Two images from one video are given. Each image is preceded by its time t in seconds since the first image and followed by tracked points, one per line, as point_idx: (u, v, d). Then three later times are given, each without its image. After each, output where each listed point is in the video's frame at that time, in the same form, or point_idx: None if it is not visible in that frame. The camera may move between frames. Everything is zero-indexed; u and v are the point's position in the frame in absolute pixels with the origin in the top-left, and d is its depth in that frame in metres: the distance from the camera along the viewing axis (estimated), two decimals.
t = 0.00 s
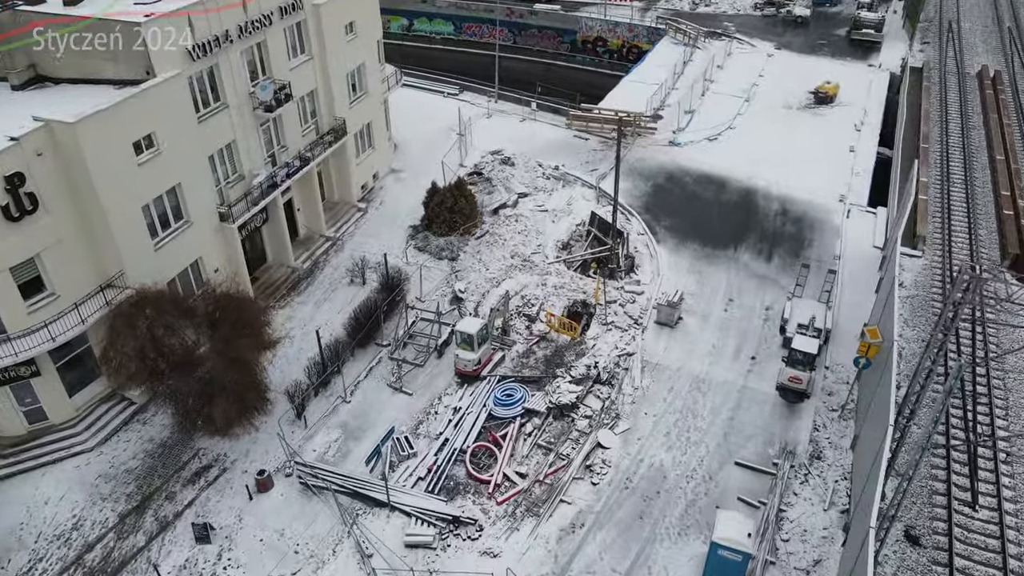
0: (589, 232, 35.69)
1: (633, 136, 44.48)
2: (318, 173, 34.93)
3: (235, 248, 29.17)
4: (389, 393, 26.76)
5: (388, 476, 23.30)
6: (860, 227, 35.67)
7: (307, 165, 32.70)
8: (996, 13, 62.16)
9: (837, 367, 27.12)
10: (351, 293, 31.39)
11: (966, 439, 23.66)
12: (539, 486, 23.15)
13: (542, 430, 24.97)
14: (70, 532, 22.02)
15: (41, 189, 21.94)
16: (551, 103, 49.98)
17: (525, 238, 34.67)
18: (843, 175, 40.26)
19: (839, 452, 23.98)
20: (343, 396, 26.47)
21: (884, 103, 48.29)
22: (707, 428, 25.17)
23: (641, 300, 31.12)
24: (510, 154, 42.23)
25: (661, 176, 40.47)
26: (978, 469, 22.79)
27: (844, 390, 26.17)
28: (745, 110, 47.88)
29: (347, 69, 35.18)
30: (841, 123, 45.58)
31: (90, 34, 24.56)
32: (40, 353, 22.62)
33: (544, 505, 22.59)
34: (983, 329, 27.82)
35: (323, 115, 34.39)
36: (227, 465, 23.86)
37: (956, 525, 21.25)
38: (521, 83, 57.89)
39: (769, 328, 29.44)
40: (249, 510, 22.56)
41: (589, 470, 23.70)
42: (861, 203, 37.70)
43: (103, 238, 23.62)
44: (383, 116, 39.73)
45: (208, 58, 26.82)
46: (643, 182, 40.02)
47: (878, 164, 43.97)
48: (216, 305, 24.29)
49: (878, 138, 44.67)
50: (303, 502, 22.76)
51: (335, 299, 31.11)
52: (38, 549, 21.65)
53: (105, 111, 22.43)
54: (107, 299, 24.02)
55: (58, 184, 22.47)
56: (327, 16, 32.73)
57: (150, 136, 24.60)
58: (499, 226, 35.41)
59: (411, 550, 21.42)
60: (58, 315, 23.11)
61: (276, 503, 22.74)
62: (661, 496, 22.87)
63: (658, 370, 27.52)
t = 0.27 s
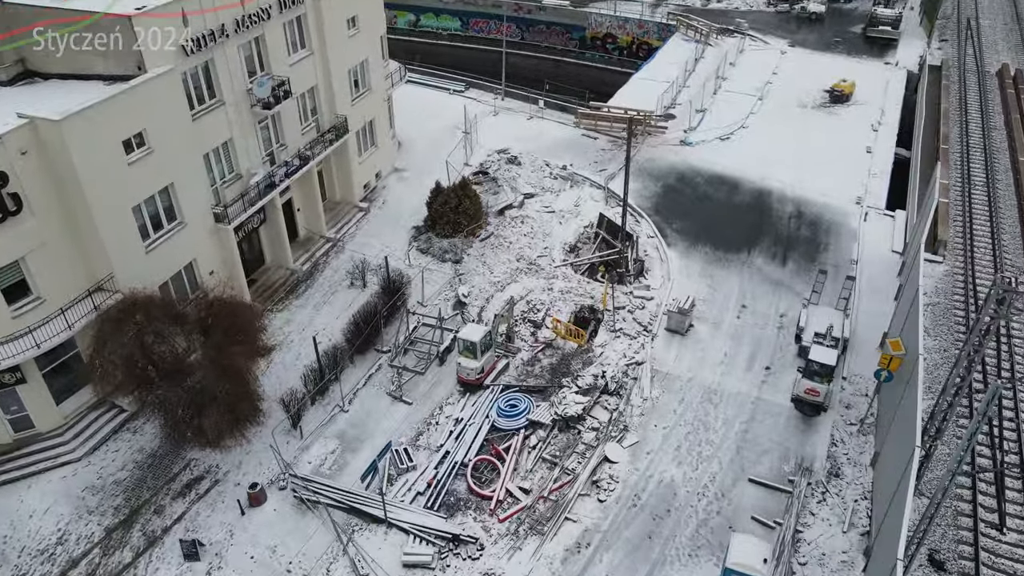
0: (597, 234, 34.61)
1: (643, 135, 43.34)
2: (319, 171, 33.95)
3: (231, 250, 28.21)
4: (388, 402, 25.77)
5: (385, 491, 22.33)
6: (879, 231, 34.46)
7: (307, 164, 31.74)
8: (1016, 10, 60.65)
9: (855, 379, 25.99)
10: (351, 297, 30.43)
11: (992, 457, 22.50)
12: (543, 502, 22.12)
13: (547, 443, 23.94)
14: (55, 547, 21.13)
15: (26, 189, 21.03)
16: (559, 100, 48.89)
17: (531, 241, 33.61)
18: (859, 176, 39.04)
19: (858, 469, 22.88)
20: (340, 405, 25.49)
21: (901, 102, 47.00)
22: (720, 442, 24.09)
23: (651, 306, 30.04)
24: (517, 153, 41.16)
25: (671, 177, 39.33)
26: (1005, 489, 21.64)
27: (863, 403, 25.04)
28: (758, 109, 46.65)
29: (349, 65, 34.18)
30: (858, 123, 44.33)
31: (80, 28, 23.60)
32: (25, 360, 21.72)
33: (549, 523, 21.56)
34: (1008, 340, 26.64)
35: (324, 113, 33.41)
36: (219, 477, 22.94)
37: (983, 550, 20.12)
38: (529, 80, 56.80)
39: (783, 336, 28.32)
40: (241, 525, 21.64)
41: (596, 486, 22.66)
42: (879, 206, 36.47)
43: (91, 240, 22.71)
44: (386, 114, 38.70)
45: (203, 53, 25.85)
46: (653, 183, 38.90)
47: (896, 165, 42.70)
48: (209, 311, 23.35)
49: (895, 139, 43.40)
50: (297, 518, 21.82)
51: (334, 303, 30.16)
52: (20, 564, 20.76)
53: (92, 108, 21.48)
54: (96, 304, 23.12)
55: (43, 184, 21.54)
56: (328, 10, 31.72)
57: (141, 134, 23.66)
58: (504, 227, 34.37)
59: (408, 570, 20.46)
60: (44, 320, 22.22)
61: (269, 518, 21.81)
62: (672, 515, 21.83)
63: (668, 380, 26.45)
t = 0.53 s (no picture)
0: (605, 237, 33.56)
1: (653, 135, 42.23)
2: (319, 171, 33.00)
3: (226, 254, 27.27)
4: (387, 413, 24.80)
5: (382, 509, 21.36)
6: (897, 236, 33.26)
7: (306, 164, 30.80)
8: None
9: (874, 393, 24.89)
10: (350, 302, 29.49)
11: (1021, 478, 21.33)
12: (547, 521, 21.09)
13: (551, 459, 22.91)
14: (37, 564, 20.23)
15: (8, 190, 20.15)
16: (567, 99, 47.81)
17: (537, 244, 32.54)
18: (876, 178, 37.84)
19: (878, 489, 21.79)
20: (337, 416, 24.53)
21: (919, 102, 45.73)
22: (732, 458, 23.02)
23: (660, 313, 28.99)
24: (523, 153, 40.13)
25: (682, 178, 38.22)
26: None
27: (883, 418, 23.94)
28: (771, 109, 45.45)
29: (351, 62, 33.22)
30: (874, 123, 43.09)
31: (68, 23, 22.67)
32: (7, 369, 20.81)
33: (553, 544, 20.54)
34: None
35: (324, 111, 32.45)
36: (210, 491, 22.04)
37: None
38: (536, 78, 55.76)
39: (798, 347, 27.22)
40: (231, 542, 20.73)
41: (603, 504, 21.63)
42: (897, 210, 35.27)
43: (78, 244, 21.83)
44: (389, 112, 37.73)
45: (198, 49, 24.92)
46: (663, 184, 37.80)
47: (913, 167, 41.46)
48: (200, 318, 22.43)
49: (913, 140, 42.17)
50: (290, 535, 20.89)
51: (332, 309, 29.23)
52: None
53: (78, 107, 20.57)
54: (83, 310, 22.24)
55: (27, 184, 20.67)
56: (328, 6, 30.74)
57: (131, 134, 22.76)
58: (509, 230, 33.35)
59: None
60: (28, 327, 21.34)
61: (260, 536, 20.88)
62: (682, 536, 20.79)
63: (679, 392, 25.40)
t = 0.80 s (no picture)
0: (614, 241, 32.48)
1: (664, 135, 41.14)
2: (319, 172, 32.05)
3: (221, 257, 26.34)
4: (386, 426, 23.83)
5: (379, 528, 20.41)
6: (917, 242, 32.10)
7: (306, 165, 29.85)
8: None
9: (896, 408, 23.79)
10: (350, 308, 28.56)
11: None
12: (552, 543, 20.08)
13: (557, 476, 21.90)
14: None
15: None
16: (575, 98, 46.75)
17: (543, 248, 31.45)
18: (895, 181, 36.66)
19: (900, 512, 20.70)
20: (334, 428, 23.59)
21: (938, 102, 44.47)
22: (746, 477, 21.96)
23: (671, 322, 27.94)
24: (530, 154, 39.10)
25: (693, 180, 37.12)
26: None
27: (905, 435, 22.84)
28: (785, 109, 44.28)
29: (353, 59, 32.25)
30: (892, 124, 41.88)
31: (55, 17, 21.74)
32: None
33: (557, 568, 19.54)
34: None
35: (325, 110, 31.49)
36: (199, 507, 21.13)
37: None
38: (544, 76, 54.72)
39: (815, 358, 26.12)
40: (220, 562, 19.80)
41: (610, 525, 20.62)
42: (917, 215, 34.08)
43: (63, 248, 20.94)
44: (393, 111, 36.75)
45: (192, 45, 23.99)
46: (674, 187, 36.70)
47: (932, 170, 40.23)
48: (191, 326, 21.51)
49: (932, 142, 40.93)
50: (282, 555, 19.95)
51: (331, 315, 28.31)
52: None
53: (63, 105, 19.65)
54: (69, 317, 21.37)
55: (9, 185, 19.79)
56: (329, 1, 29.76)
57: (120, 134, 21.85)
58: (515, 233, 32.32)
59: None
60: (11, 335, 20.46)
61: (251, 555, 19.95)
62: (693, 561, 19.76)
63: (690, 405, 24.34)
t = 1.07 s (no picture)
0: (622, 247, 31.45)
1: (674, 136, 40.06)
2: (319, 173, 31.09)
3: (215, 263, 25.40)
4: (384, 440, 22.86)
5: (376, 550, 19.45)
6: (938, 248, 30.94)
7: (304, 166, 28.90)
8: None
9: (918, 425, 22.73)
10: (349, 315, 27.62)
11: None
12: (556, 568, 19.06)
13: (562, 496, 20.88)
14: None
15: None
16: (583, 97, 45.67)
17: (549, 254, 30.37)
18: (914, 185, 35.48)
19: (924, 538, 19.64)
20: (329, 442, 22.64)
21: (957, 103, 43.23)
22: (761, 498, 20.90)
23: (681, 331, 26.90)
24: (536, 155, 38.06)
25: (705, 183, 36.05)
26: None
27: (928, 455, 21.76)
28: (799, 109, 43.12)
29: (354, 57, 31.27)
30: (909, 126, 40.69)
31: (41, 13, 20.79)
32: None
33: None
34: None
35: (325, 110, 30.52)
36: (188, 525, 20.23)
37: None
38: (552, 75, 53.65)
39: (832, 371, 25.03)
40: None
41: (618, 549, 19.60)
42: (936, 220, 32.90)
43: (47, 255, 20.04)
44: (396, 110, 35.77)
45: (185, 43, 23.03)
46: (684, 190, 35.64)
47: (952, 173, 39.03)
48: (180, 336, 20.60)
49: (952, 144, 39.72)
50: None
51: (329, 322, 27.37)
52: None
53: (45, 106, 18.73)
54: (53, 326, 20.48)
55: None
56: None
57: (109, 135, 20.91)
58: (520, 237, 31.32)
59: None
60: None
61: None
62: None
63: (702, 421, 23.29)
